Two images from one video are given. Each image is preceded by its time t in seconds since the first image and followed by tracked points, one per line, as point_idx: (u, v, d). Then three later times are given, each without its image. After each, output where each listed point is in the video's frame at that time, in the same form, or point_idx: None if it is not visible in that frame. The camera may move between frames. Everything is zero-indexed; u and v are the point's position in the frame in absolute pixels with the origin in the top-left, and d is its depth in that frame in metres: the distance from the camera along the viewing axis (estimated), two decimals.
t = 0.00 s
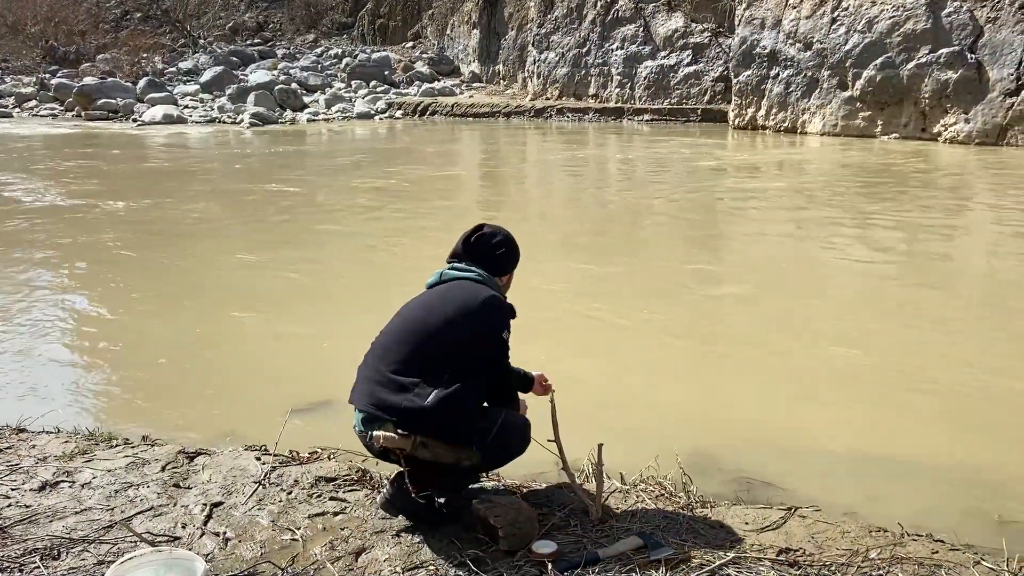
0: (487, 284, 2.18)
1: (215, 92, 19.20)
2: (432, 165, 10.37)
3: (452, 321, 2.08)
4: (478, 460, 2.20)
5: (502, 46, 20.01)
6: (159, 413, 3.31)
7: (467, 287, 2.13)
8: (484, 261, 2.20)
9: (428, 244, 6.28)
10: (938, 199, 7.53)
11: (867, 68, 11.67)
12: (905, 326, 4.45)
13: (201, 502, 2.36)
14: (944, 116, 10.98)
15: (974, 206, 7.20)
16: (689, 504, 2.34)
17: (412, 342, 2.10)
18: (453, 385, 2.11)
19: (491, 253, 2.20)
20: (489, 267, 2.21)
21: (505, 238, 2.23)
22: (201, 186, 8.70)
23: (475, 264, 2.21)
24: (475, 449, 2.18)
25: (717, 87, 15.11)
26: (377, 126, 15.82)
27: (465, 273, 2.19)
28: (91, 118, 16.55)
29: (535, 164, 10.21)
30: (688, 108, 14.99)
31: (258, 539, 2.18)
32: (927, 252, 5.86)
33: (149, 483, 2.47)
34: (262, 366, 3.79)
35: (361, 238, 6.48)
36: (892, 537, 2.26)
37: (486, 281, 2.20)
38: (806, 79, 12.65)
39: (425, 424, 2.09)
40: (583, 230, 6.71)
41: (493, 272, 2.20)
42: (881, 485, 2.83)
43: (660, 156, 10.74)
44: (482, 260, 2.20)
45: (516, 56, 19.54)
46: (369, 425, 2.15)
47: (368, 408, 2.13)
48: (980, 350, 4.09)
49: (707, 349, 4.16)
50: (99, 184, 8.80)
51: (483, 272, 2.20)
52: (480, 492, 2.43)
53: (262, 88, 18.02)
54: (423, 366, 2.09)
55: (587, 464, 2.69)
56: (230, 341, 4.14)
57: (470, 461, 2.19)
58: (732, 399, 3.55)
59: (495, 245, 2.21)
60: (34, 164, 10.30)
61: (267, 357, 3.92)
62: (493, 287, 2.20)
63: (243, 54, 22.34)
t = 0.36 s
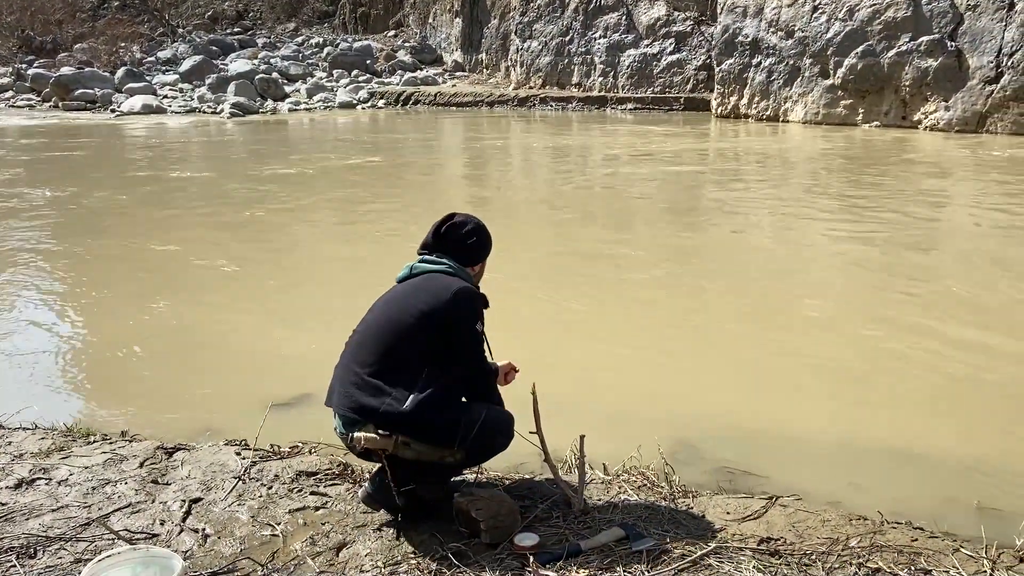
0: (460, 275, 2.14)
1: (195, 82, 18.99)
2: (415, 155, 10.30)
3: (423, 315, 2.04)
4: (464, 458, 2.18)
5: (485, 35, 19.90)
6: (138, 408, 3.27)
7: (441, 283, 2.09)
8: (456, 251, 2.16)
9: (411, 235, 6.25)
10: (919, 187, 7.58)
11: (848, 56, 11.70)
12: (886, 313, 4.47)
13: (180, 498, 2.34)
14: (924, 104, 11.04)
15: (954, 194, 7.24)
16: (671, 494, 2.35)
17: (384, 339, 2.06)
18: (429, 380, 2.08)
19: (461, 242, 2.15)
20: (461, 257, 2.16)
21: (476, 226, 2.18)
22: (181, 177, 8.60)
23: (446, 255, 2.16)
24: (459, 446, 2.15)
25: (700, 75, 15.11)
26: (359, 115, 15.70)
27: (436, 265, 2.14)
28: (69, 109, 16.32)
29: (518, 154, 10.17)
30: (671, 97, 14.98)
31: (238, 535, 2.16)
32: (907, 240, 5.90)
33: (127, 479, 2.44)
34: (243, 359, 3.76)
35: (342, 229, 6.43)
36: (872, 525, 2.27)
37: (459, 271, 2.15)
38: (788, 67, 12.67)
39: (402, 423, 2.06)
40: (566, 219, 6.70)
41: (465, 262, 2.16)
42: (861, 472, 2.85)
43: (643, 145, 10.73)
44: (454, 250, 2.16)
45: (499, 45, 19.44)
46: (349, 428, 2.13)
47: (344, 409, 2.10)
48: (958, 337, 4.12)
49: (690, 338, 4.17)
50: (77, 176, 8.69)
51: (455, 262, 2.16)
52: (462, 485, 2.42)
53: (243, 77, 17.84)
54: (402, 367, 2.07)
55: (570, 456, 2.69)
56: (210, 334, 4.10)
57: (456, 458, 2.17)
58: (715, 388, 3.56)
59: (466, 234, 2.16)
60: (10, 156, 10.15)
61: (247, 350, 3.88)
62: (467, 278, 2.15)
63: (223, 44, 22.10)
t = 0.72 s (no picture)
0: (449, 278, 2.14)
1: (187, 79, 18.93)
2: (408, 153, 10.29)
3: (413, 318, 2.03)
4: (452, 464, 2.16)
5: (479, 34, 19.89)
6: (129, 406, 3.26)
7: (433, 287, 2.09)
8: (445, 253, 2.16)
9: (404, 233, 6.24)
10: (911, 188, 7.61)
11: (841, 56, 11.73)
12: (877, 313, 4.49)
13: (171, 497, 2.33)
14: (917, 104, 11.09)
15: (946, 194, 7.28)
16: (663, 493, 2.34)
17: (372, 342, 2.05)
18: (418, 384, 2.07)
19: (451, 245, 2.15)
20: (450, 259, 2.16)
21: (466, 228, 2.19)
22: (174, 175, 8.58)
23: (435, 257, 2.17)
24: (449, 451, 2.13)
25: (693, 75, 15.14)
26: (353, 114, 15.67)
27: (425, 267, 2.14)
28: (60, 106, 16.25)
29: (511, 153, 10.16)
30: (665, 97, 14.99)
31: (229, 534, 2.15)
32: (899, 240, 5.93)
33: (117, 478, 2.43)
34: (234, 358, 3.75)
35: (335, 227, 6.42)
36: (865, 524, 2.28)
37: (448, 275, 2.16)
38: (780, 67, 12.70)
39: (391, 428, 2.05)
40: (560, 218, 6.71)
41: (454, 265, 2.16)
42: (853, 471, 2.86)
43: (637, 144, 10.75)
44: (443, 252, 2.16)
45: (493, 44, 19.44)
46: (339, 433, 2.12)
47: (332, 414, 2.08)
48: (950, 336, 4.14)
49: (683, 337, 4.17)
50: (69, 173, 8.64)
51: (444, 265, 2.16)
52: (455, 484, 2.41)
53: (236, 76, 17.80)
54: (394, 371, 2.06)
55: (563, 455, 2.68)
56: (202, 332, 4.08)
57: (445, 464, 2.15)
58: (707, 386, 3.57)
59: (456, 236, 2.16)
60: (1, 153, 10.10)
61: (239, 348, 3.86)
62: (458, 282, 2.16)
63: (215, 41, 22.05)
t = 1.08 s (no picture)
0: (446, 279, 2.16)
1: (186, 82, 18.93)
2: (406, 158, 10.29)
3: (408, 318, 2.04)
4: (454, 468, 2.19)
5: (477, 38, 19.92)
6: (125, 410, 3.25)
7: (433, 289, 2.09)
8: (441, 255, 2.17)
9: (402, 238, 6.24)
10: (908, 194, 7.63)
11: (839, 63, 11.77)
12: (875, 319, 4.49)
13: (167, 501, 2.32)
14: (914, 111, 11.12)
15: (943, 201, 7.30)
16: (660, 498, 2.35)
17: (374, 346, 2.05)
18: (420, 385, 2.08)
19: (449, 248, 2.16)
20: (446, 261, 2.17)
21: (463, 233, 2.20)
22: (172, 178, 8.57)
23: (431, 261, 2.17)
24: (450, 455, 2.16)
25: (691, 81, 15.16)
26: (351, 118, 15.68)
27: (424, 270, 2.14)
28: (58, 109, 16.24)
29: (509, 157, 10.17)
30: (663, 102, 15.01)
31: (225, 538, 2.15)
32: (897, 246, 5.94)
33: (114, 481, 2.42)
34: (231, 361, 3.74)
35: (333, 231, 6.42)
36: (861, 530, 2.28)
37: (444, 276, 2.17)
38: (778, 73, 12.74)
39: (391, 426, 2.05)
40: (558, 223, 6.71)
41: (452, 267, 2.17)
42: (850, 476, 2.86)
43: (635, 150, 10.77)
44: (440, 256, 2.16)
45: (491, 49, 19.46)
46: (340, 438, 2.10)
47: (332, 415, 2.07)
48: (947, 342, 4.15)
49: (680, 342, 4.18)
50: (67, 176, 8.63)
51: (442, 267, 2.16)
52: (451, 489, 2.41)
53: (234, 79, 17.81)
54: (395, 374, 2.05)
55: (560, 460, 2.68)
56: (200, 336, 4.08)
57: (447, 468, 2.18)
58: (705, 392, 3.57)
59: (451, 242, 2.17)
60: None
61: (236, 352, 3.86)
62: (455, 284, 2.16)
63: (214, 45, 22.08)
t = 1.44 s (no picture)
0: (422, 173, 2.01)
1: (201, 88, 19.09)
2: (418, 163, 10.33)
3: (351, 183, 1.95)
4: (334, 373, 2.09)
5: (490, 45, 19.99)
6: (140, 411, 3.28)
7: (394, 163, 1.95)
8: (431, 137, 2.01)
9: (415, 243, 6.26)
10: (922, 203, 7.59)
11: (852, 71, 11.74)
12: (888, 328, 4.48)
13: (182, 501, 2.34)
14: (928, 120, 11.07)
15: (957, 210, 7.26)
16: (672, 503, 2.35)
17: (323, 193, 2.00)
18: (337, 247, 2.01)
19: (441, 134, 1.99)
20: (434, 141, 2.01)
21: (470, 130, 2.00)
22: (187, 182, 8.64)
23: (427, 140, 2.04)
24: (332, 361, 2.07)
25: (704, 89, 15.16)
26: (363, 123, 15.76)
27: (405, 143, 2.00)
28: (75, 112, 16.40)
29: (520, 164, 10.19)
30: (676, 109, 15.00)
31: (239, 538, 2.16)
32: (911, 255, 5.91)
33: (129, 481, 2.45)
34: (245, 364, 3.78)
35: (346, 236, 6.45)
36: (874, 539, 2.28)
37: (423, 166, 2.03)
38: (791, 81, 12.72)
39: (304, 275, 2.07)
40: (570, 229, 6.72)
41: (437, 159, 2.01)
42: (861, 485, 2.86)
43: (647, 157, 10.77)
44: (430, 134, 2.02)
45: (504, 55, 19.51)
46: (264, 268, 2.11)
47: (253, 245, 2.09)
48: (961, 352, 4.13)
49: (692, 350, 4.17)
50: (83, 180, 8.71)
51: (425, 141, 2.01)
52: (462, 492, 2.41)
53: (248, 85, 17.94)
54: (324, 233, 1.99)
55: (572, 465, 2.68)
56: (214, 339, 4.11)
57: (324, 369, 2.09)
58: (717, 400, 3.57)
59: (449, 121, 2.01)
60: (16, 158, 10.18)
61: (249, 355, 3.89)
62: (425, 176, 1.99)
63: (228, 50, 22.25)
